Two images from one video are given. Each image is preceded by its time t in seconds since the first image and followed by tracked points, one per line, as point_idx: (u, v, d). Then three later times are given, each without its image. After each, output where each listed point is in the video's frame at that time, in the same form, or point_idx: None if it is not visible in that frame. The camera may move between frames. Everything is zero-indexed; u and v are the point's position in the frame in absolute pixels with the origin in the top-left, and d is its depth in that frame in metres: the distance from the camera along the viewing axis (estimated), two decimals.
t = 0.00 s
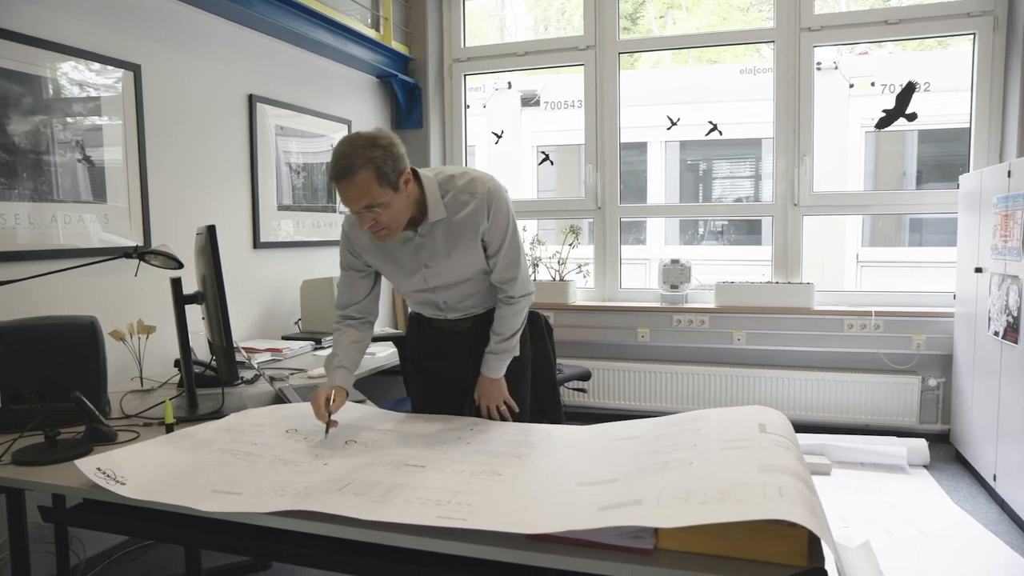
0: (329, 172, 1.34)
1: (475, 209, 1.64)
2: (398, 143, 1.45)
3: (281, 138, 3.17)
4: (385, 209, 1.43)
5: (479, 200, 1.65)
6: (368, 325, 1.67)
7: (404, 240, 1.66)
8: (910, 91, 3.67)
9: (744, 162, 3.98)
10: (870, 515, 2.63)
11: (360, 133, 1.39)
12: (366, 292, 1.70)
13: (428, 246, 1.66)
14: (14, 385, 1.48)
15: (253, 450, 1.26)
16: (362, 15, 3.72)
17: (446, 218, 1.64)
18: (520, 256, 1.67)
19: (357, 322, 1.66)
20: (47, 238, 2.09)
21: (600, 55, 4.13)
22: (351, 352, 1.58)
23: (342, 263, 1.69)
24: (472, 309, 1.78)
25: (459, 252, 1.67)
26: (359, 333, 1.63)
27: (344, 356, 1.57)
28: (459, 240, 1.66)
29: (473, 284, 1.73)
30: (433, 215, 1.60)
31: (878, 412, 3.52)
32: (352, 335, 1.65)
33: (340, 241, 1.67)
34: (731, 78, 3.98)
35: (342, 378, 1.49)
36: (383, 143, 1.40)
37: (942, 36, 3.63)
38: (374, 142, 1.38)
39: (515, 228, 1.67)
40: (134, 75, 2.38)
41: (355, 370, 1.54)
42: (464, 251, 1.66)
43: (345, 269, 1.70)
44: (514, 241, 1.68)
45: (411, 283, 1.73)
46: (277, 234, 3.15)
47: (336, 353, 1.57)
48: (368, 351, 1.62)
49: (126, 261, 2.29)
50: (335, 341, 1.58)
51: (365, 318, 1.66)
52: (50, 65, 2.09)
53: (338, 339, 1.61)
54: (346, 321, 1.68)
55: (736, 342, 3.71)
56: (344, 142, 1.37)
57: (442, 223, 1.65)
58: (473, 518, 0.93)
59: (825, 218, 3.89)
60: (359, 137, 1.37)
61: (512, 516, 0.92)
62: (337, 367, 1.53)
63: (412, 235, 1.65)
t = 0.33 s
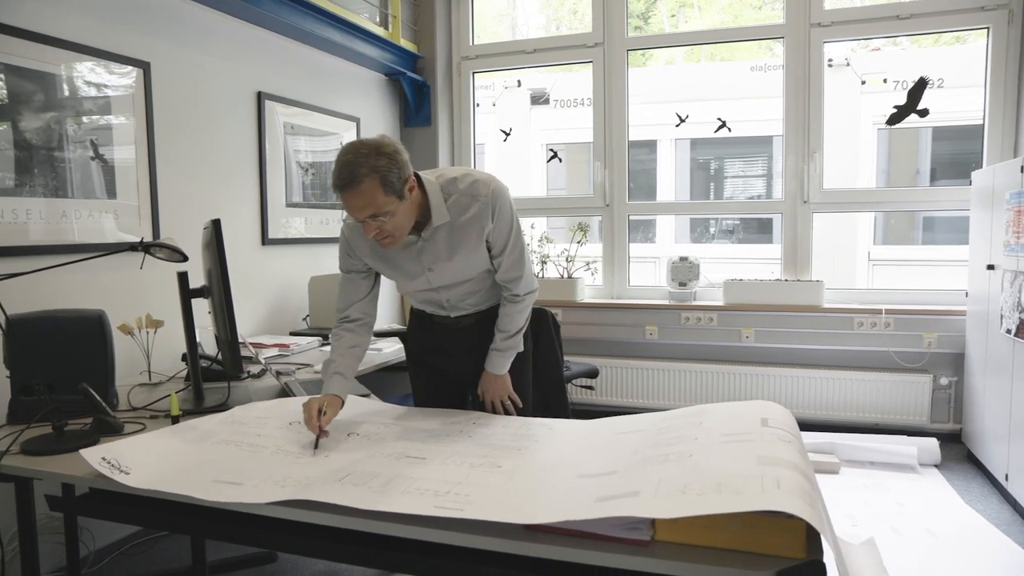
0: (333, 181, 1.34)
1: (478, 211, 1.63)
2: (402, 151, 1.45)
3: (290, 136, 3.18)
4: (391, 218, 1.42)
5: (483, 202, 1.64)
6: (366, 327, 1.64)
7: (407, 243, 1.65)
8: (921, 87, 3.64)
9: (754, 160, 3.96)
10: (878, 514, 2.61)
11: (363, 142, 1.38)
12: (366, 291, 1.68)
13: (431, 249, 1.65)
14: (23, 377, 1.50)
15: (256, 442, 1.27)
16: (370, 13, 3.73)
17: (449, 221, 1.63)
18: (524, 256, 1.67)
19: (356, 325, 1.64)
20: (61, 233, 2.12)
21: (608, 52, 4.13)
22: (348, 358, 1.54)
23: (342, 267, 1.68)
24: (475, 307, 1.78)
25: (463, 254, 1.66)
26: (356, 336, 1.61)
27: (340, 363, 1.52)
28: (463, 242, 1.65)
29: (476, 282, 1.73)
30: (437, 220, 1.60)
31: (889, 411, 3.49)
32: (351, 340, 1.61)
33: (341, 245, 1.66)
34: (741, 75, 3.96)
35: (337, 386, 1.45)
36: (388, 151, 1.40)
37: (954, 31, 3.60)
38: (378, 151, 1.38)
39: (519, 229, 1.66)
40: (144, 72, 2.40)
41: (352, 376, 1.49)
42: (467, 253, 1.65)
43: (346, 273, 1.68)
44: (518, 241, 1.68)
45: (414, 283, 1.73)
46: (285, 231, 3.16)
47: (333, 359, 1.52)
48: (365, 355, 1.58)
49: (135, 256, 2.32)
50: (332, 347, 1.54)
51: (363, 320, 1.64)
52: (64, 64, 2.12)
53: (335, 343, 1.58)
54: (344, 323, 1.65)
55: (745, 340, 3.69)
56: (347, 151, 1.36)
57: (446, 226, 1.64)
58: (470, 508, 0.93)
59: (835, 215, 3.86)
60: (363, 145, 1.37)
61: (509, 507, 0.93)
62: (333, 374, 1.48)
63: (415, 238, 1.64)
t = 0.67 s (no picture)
0: (345, 178, 1.33)
1: (489, 208, 1.62)
2: (413, 148, 1.44)
3: (303, 134, 3.21)
4: (402, 215, 1.41)
5: (493, 199, 1.62)
6: (378, 322, 1.63)
7: (418, 240, 1.64)
8: (937, 82, 3.59)
9: (769, 158, 3.93)
10: (890, 513, 2.58)
11: (374, 138, 1.37)
12: (377, 287, 1.67)
13: (441, 246, 1.64)
14: (36, 369, 1.52)
15: (262, 434, 1.28)
16: (382, 11, 3.74)
17: (460, 217, 1.62)
18: (535, 253, 1.65)
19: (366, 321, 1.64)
20: (78, 229, 2.16)
21: (621, 48, 4.11)
22: (360, 350, 1.54)
23: (352, 264, 1.67)
24: (484, 302, 1.77)
25: (473, 251, 1.65)
26: (366, 330, 1.60)
27: (352, 355, 1.52)
28: (473, 239, 1.63)
29: (486, 278, 1.72)
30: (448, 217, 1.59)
31: (904, 411, 3.44)
32: (362, 332, 1.61)
33: (351, 242, 1.64)
34: (756, 72, 3.93)
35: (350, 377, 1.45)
36: (400, 148, 1.39)
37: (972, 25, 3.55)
38: (389, 148, 1.37)
39: (530, 225, 1.65)
40: (158, 70, 2.43)
41: (363, 367, 1.50)
42: (478, 249, 1.64)
43: (356, 270, 1.67)
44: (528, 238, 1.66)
45: (424, 279, 1.72)
46: (297, 227, 3.18)
47: (345, 351, 1.52)
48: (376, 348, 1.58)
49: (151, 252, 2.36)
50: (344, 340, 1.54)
51: (374, 315, 1.63)
52: (83, 64, 2.16)
53: (345, 336, 1.58)
54: (354, 319, 1.64)
55: (757, 338, 3.66)
56: (358, 148, 1.35)
57: (456, 223, 1.63)
58: (471, 499, 0.94)
59: (849, 212, 3.82)
60: (374, 142, 1.36)
61: (509, 497, 0.93)
62: (345, 365, 1.48)
63: (425, 236, 1.63)
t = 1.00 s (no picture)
0: (349, 173, 1.33)
1: (494, 204, 1.61)
2: (417, 142, 1.43)
3: (313, 132, 3.22)
4: (405, 210, 1.41)
5: (498, 194, 1.62)
6: (384, 318, 1.62)
7: (422, 236, 1.63)
8: (951, 78, 3.55)
9: (783, 157, 3.89)
10: (902, 513, 2.55)
11: (378, 132, 1.37)
12: (382, 282, 1.67)
13: (446, 242, 1.64)
14: (44, 364, 1.54)
15: (266, 428, 1.29)
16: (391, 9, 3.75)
17: (464, 212, 1.61)
18: (540, 249, 1.64)
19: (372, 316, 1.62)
20: (90, 226, 2.18)
21: (631, 46, 4.10)
22: (365, 346, 1.53)
23: (357, 260, 1.67)
24: (490, 298, 1.77)
25: (478, 247, 1.64)
26: (372, 326, 1.59)
27: (357, 351, 1.51)
28: (478, 234, 1.63)
29: (491, 274, 1.72)
30: (453, 213, 1.58)
31: (917, 410, 3.40)
32: (368, 329, 1.60)
33: (356, 237, 1.64)
34: (768, 70, 3.90)
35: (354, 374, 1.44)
36: (403, 142, 1.38)
37: (985, 20, 3.51)
38: (392, 142, 1.36)
39: (535, 221, 1.64)
40: (167, 69, 2.44)
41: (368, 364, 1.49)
42: (483, 245, 1.63)
43: (361, 266, 1.67)
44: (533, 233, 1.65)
45: (429, 275, 1.72)
46: (306, 224, 3.20)
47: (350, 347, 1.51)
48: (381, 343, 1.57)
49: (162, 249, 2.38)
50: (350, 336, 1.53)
51: (380, 311, 1.62)
52: (99, 64, 2.20)
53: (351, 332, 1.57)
54: (359, 315, 1.63)
55: (767, 337, 3.64)
56: (362, 142, 1.35)
57: (460, 218, 1.62)
58: (469, 493, 0.94)
59: (862, 209, 3.78)
60: (377, 136, 1.35)
61: (508, 491, 0.93)
62: (350, 362, 1.47)
63: (430, 231, 1.63)
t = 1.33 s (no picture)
0: (355, 161, 1.32)
1: (502, 199, 1.60)
2: (425, 133, 1.42)
3: (323, 130, 3.23)
4: (411, 201, 1.39)
5: (506, 189, 1.60)
6: (389, 309, 1.63)
7: (429, 230, 1.62)
8: (968, 74, 3.49)
9: (798, 155, 3.84)
10: (914, 515, 2.51)
11: (386, 122, 1.36)
12: (389, 276, 1.67)
13: (453, 237, 1.62)
14: (50, 361, 1.55)
15: (267, 425, 1.29)
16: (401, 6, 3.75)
17: (472, 206, 1.60)
18: (548, 245, 1.63)
19: (375, 309, 1.63)
20: (100, 223, 2.20)
21: (641, 43, 4.07)
22: (368, 334, 1.55)
23: (365, 253, 1.66)
24: (497, 295, 1.74)
25: (486, 241, 1.62)
26: (375, 316, 1.61)
27: (359, 338, 1.54)
28: (485, 229, 1.61)
29: (499, 270, 1.70)
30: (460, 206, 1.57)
31: (932, 411, 3.35)
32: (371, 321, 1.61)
33: (364, 230, 1.64)
34: (782, 67, 3.86)
35: (354, 359, 1.46)
36: (412, 133, 1.37)
37: (1004, 14, 3.45)
38: (400, 132, 1.35)
39: (543, 217, 1.62)
40: (175, 67, 2.45)
41: (368, 351, 1.51)
42: (490, 240, 1.62)
43: (368, 259, 1.66)
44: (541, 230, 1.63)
45: (436, 270, 1.70)
46: (316, 222, 3.21)
47: (353, 334, 1.55)
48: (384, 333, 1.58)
49: (170, 246, 2.39)
50: (352, 323, 1.56)
51: (384, 304, 1.63)
52: (115, 64, 2.24)
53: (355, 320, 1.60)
54: (364, 308, 1.63)
55: (779, 336, 3.60)
56: (369, 132, 1.34)
57: (467, 213, 1.61)
58: (466, 491, 0.93)
59: (876, 207, 3.73)
60: (385, 127, 1.34)
61: (506, 490, 0.92)
62: (350, 348, 1.50)
63: (437, 226, 1.62)
